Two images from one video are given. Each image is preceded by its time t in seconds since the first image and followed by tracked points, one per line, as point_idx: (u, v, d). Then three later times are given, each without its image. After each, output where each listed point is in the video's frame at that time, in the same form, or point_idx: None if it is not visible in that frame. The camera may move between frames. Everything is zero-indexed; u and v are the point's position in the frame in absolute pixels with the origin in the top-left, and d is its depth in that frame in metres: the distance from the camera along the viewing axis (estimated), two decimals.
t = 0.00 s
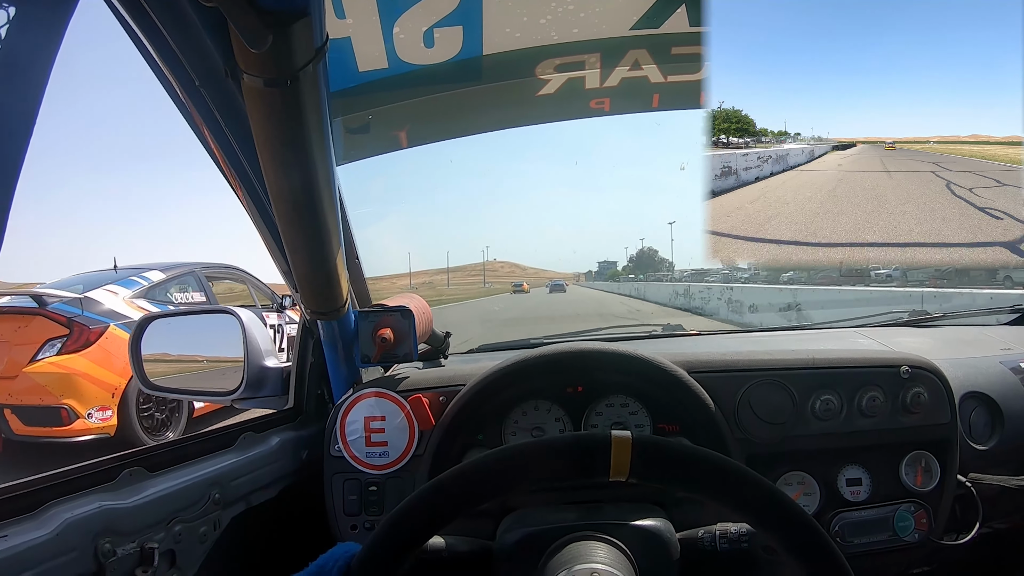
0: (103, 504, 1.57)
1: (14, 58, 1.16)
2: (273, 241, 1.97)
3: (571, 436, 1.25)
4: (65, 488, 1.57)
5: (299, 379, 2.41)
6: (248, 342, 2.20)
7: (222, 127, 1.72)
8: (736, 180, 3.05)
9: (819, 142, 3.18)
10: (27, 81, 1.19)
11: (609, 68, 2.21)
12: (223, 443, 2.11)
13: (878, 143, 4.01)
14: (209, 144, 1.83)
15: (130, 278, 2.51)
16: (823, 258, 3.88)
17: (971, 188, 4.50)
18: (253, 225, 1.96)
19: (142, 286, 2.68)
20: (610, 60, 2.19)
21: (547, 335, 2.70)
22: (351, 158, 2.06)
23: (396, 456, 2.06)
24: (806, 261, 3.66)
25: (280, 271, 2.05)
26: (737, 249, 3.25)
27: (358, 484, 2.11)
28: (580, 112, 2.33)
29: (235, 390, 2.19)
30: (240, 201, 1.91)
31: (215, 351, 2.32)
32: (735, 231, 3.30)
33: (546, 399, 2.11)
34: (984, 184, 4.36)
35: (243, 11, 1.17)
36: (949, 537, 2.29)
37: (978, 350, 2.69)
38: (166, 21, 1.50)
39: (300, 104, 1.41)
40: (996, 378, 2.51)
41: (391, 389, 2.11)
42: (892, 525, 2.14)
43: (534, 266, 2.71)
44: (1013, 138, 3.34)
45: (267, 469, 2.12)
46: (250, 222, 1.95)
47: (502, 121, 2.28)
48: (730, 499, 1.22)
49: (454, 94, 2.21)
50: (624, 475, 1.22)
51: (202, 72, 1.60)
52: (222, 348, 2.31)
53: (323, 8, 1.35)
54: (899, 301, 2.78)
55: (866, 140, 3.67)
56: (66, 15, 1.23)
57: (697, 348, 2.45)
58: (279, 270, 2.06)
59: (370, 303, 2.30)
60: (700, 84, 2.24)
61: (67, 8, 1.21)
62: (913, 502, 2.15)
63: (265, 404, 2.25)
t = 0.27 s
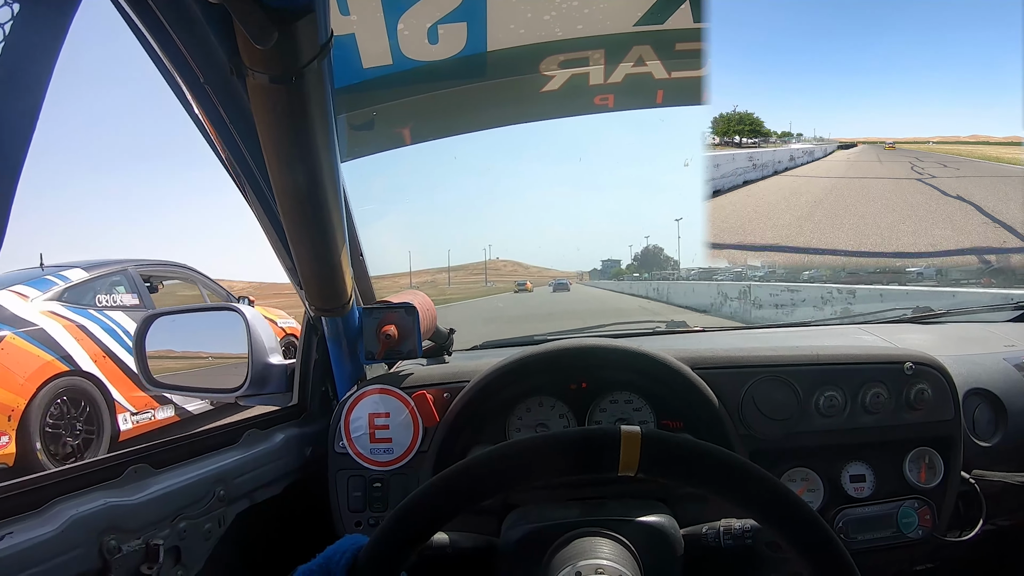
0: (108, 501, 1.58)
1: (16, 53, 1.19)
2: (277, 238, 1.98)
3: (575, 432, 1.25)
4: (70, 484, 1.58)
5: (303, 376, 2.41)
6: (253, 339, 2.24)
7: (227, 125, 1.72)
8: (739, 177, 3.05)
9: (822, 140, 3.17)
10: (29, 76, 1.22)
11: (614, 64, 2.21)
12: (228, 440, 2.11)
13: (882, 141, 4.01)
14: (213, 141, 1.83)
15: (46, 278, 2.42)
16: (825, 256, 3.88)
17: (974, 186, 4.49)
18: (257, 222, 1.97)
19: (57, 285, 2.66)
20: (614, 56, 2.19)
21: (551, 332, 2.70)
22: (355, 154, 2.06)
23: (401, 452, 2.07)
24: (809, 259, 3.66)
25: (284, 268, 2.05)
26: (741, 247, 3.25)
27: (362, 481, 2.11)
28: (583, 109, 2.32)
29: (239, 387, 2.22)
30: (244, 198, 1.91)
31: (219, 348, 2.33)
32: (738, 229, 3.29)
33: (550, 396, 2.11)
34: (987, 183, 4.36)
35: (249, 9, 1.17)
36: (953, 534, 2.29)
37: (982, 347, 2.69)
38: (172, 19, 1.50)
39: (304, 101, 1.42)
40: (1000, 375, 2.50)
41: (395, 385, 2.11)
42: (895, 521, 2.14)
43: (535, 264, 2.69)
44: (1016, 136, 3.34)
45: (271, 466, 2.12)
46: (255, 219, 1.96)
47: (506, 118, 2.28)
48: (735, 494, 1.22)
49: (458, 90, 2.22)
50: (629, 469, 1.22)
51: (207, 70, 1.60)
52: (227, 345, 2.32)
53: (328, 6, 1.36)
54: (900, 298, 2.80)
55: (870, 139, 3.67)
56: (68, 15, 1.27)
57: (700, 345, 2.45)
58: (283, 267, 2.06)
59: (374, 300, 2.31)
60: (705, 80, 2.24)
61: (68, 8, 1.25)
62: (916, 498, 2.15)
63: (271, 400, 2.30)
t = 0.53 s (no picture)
0: (109, 503, 1.58)
1: (16, 60, 1.15)
2: (277, 240, 1.98)
3: (572, 435, 1.25)
4: (71, 487, 1.59)
5: (303, 378, 2.42)
6: (253, 342, 2.19)
7: (227, 129, 1.73)
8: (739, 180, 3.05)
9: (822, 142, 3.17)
10: (32, 85, 1.17)
11: (614, 67, 2.22)
12: (228, 442, 2.12)
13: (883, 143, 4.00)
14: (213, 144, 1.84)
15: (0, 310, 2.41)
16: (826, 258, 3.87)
17: (976, 188, 4.49)
18: (257, 225, 1.97)
19: None
20: (613, 59, 2.19)
21: (551, 334, 2.71)
22: (355, 158, 2.07)
23: (400, 454, 2.07)
24: (810, 260, 3.66)
25: (284, 270, 2.06)
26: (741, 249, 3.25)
27: (362, 483, 2.11)
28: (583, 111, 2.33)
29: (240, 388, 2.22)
30: (244, 201, 1.92)
31: (221, 350, 2.30)
32: (738, 231, 3.29)
33: (550, 398, 2.12)
34: (988, 185, 4.35)
35: (249, 14, 1.18)
36: (953, 536, 2.29)
37: (982, 350, 2.68)
38: (173, 26, 1.51)
39: (304, 105, 1.42)
40: (1000, 377, 2.50)
41: (395, 388, 2.12)
42: (895, 524, 2.14)
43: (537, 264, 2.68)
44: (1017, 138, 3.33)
45: (272, 467, 2.13)
46: (255, 222, 1.96)
47: (505, 121, 2.29)
48: (734, 498, 1.22)
49: (459, 94, 2.22)
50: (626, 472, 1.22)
51: (208, 76, 1.62)
52: (228, 347, 2.28)
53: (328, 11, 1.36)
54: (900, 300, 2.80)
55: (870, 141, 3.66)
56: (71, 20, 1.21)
57: (699, 347, 2.46)
58: (283, 270, 2.07)
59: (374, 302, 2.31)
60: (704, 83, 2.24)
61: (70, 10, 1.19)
62: (916, 501, 2.15)
63: (270, 403, 2.30)
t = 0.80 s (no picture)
0: (110, 497, 1.59)
1: (15, 58, 1.09)
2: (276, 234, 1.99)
3: (572, 425, 1.23)
4: (73, 481, 1.59)
5: (304, 373, 2.43)
6: (254, 336, 2.20)
7: (226, 122, 1.74)
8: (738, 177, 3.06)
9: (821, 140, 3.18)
10: (34, 85, 1.11)
11: (611, 62, 2.22)
12: (228, 437, 2.13)
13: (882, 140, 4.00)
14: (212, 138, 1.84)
15: None
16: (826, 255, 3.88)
17: (975, 185, 4.49)
18: (256, 218, 1.98)
19: None
20: (612, 53, 2.20)
21: (550, 330, 2.71)
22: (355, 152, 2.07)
23: (400, 448, 2.08)
24: (809, 257, 3.66)
25: (284, 265, 2.06)
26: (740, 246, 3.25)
27: (362, 477, 2.11)
28: (581, 106, 2.33)
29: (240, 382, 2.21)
30: (244, 195, 1.92)
31: (223, 345, 2.30)
32: (737, 227, 3.30)
33: (550, 393, 2.12)
34: (988, 181, 4.35)
35: (248, 6, 1.18)
36: (952, 530, 2.29)
37: (982, 345, 2.69)
38: (173, 20, 1.52)
39: (303, 97, 1.42)
40: (999, 371, 2.51)
41: (395, 381, 2.12)
42: (894, 518, 2.14)
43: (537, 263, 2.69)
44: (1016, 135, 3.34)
45: (272, 462, 2.13)
46: (254, 216, 1.97)
47: (505, 116, 2.30)
48: (736, 490, 1.20)
49: (458, 88, 2.22)
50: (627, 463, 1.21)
51: (207, 70, 1.62)
52: (229, 342, 2.29)
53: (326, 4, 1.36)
54: (899, 296, 2.81)
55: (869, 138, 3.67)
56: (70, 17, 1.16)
57: (698, 342, 2.46)
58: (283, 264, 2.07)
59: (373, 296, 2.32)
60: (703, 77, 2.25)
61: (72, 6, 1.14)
62: (915, 495, 2.16)
63: (271, 397, 2.27)
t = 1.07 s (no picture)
0: (113, 498, 1.60)
1: (20, 62, 1.09)
2: (278, 237, 1.99)
3: (571, 428, 1.24)
4: (76, 482, 1.60)
5: (304, 373, 2.44)
6: (254, 337, 2.21)
7: (227, 124, 1.74)
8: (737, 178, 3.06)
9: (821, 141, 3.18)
10: (37, 89, 1.12)
11: (612, 65, 2.23)
12: (230, 437, 2.14)
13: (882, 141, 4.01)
14: (213, 139, 1.84)
15: None
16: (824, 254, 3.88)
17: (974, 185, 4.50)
18: (257, 220, 1.98)
19: None
20: (612, 56, 2.20)
21: (550, 330, 2.72)
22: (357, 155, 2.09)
23: (401, 449, 2.09)
24: (808, 257, 3.67)
25: (285, 267, 2.07)
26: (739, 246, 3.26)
27: (363, 477, 2.13)
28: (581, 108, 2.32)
29: (240, 384, 2.23)
30: (245, 197, 1.93)
31: (223, 347, 2.31)
32: (736, 228, 3.31)
33: (550, 394, 2.13)
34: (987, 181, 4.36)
35: (250, 12, 1.20)
36: (949, 530, 2.30)
37: (980, 345, 2.70)
38: (175, 24, 1.52)
39: (304, 102, 1.43)
40: (997, 372, 2.52)
41: (395, 383, 2.14)
42: (892, 518, 2.15)
43: (536, 262, 2.78)
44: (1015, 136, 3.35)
45: (273, 463, 2.14)
46: (255, 218, 1.97)
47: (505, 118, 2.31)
48: (733, 493, 1.21)
49: (458, 90, 2.23)
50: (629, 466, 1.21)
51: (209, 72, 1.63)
52: (230, 344, 2.30)
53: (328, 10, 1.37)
54: (899, 296, 2.82)
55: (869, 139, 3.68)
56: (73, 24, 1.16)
57: (697, 343, 2.47)
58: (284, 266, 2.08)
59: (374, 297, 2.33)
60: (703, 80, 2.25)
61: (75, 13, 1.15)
62: (913, 495, 2.17)
63: (271, 398, 2.33)
